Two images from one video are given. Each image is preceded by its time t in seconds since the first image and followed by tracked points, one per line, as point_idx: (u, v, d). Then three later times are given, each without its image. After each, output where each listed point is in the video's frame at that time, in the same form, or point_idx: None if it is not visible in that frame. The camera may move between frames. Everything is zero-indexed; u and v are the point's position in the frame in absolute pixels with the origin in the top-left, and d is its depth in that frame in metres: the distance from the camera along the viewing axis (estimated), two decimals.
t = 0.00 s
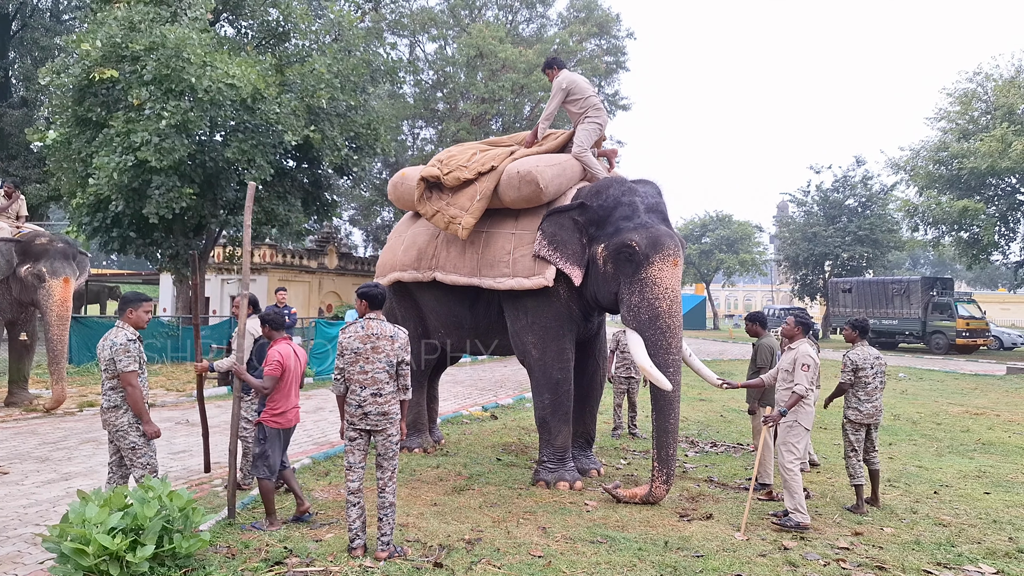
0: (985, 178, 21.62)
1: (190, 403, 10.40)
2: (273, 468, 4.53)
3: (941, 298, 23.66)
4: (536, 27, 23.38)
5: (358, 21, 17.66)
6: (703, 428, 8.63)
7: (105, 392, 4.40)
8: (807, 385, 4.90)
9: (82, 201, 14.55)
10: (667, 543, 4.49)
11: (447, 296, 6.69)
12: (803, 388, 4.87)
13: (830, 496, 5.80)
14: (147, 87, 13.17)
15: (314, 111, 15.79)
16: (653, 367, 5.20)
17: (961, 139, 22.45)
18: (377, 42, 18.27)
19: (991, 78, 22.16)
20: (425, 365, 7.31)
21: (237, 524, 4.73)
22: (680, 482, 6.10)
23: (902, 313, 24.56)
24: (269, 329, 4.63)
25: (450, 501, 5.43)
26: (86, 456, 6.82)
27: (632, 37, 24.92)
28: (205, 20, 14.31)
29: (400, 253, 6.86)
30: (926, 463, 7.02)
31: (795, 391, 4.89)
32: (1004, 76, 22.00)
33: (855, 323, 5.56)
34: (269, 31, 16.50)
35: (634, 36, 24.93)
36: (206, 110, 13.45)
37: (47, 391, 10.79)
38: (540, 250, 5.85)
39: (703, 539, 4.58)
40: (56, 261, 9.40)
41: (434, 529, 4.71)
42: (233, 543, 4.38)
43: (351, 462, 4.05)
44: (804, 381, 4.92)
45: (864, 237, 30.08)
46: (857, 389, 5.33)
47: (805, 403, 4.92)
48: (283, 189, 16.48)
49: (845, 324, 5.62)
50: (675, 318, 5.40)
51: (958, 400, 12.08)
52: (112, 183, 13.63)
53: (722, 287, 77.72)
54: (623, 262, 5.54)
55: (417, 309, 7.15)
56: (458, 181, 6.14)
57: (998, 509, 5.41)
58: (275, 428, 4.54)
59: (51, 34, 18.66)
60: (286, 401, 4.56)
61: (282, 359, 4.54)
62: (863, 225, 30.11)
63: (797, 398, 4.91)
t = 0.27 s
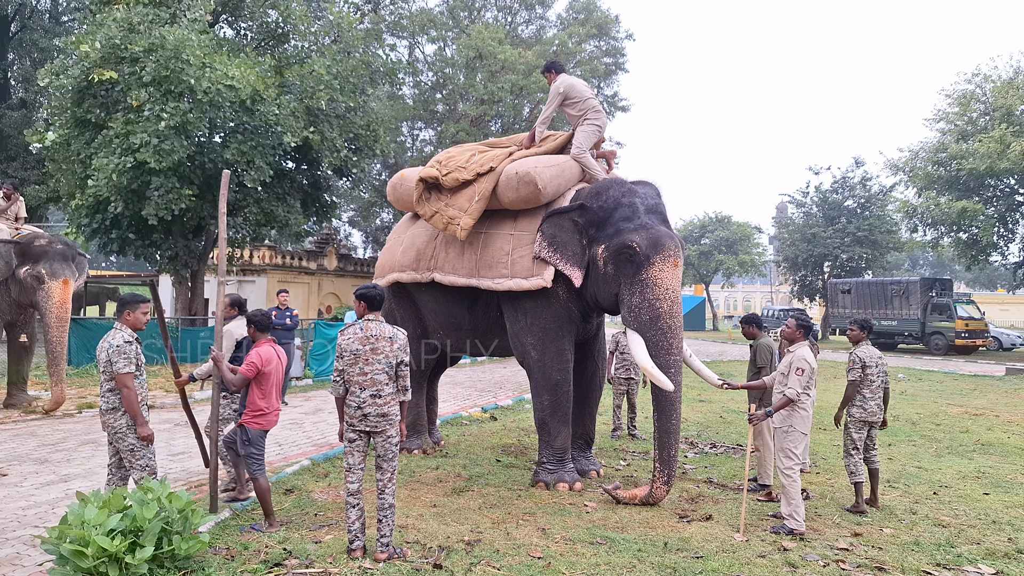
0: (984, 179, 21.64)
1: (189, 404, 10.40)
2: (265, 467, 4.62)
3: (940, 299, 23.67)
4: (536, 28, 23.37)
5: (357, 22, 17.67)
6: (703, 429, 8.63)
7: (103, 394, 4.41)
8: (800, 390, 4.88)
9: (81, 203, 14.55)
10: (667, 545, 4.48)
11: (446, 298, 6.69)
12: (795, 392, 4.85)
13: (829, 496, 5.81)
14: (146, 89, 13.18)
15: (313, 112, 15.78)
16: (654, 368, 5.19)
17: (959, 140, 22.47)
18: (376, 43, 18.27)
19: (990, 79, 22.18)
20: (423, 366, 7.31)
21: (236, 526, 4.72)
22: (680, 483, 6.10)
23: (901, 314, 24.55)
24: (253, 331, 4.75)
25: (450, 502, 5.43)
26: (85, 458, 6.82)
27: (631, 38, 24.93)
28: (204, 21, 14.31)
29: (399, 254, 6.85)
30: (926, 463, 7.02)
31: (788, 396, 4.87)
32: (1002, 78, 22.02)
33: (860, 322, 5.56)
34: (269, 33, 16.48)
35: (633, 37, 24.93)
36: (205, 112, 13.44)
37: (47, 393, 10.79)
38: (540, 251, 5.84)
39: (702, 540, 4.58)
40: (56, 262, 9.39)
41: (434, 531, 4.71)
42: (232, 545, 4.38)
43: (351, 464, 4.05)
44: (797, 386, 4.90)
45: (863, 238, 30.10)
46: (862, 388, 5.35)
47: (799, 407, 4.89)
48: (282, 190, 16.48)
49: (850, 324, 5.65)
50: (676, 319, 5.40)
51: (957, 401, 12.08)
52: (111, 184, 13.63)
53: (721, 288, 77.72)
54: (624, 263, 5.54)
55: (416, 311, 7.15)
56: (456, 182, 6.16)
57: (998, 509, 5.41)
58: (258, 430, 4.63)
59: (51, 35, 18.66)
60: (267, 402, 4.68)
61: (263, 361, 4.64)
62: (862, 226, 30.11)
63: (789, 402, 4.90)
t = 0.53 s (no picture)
0: (983, 181, 21.65)
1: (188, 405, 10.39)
2: (249, 467, 4.68)
3: (939, 301, 23.68)
4: (536, 29, 23.36)
5: (357, 23, 17.67)
6: (702, 430, 8.62)
7: (103, 395, 4.42)
8: (793, 395, 4.89)
9: (80, 203, 14.53)
10: (665, 546, 4.48)
11: (445, 299, 6.69)
12: (787, 397, 4.86)
13: (828, 498, 5.80)
14: (146, 89, 13.19)
15: (313, 113, 15.77)
16: (655, 369, 5.19)
17: (959, 142, 22.48)
18: (376, 44, 18.27)
19: (989, 81, 22.20)
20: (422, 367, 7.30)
21: (234, 527, 4.72)
22: (679, 484, 6.10)
23: (900, 316, 24.54)
24: (224, 337, 4.80)
25: (448, 503, 5.42)
26: (83, 458, 6.81)
27: (631, 40, 24.94)
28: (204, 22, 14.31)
29: (397, 254, 6.85)
30: (925, 465, 7.03)
31: (779, 401, 4.88)
32: (1001, 80, 22.03)
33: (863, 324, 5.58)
34: (268, 33, 16.45)
35: (633, 38, 24.94)
36: (204, 112, 13.43)
37: (45, 394, 10.78)
38: (539, 252, 5.84)
39: (700, 542, 4.58)
40: (55, 263, 9.39)
41: (432, 532, 4.70)
42: (230, 546, 4.37)
43: (349, 465, 4.04)
44: (790, 391, 4.89)
45: (862, 240, 30.11)
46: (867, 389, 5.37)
47: (793, 411, 4.88)
48: (282, 191, 16.47)
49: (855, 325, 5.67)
50: (676, 320, 5.40)
51: (956, 403, 12.07)
52: (110, 184, 13.62)
53: (720, 290, 77.74)
54: (624, 265, 5.55)
55: (415, 311, 7.15)
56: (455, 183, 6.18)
57: (997, 512, 5.40)
58: (234, 431, 4.67)
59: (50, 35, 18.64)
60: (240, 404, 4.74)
61: (239, 365, 4.75)
62: (862, 228, 30.11)
63: (782, 407, 4.90)
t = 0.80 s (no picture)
0: (982, 182, 21.68)
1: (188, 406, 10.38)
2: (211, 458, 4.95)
3: (938, 302, 23.71)
4: (535, 31, 23.37)
5: (356, 25, 17.68)
6: (701, 431, 8.62)
7: (104, 396, 4.41)
8: (789, 398, 4.89)
9: (79, 205, 14.52)
10: (665, 547, 4.48)
11: (444, 300, 6.69)
12: (783, 401, 4.86)
13: (828, 499, 5.80)
14: (145, 91, 13.19)
15: (313, 115, 15.78)
16: (655, 370, 5.19)
17: (957, 143, 22.51)
18: (375, 46, 18.27)
19: (987, 82, 22.21)
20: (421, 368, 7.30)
21: (233, 528, 4.72)
22: (678, 485, 6.10)
23: (899, 317, 24.55)
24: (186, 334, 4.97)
25: (448, 505, 5.42)
26: (83, 460, 6.80)
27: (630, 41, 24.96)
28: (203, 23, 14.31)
29: (397, 255, 6.86)
30: (924, 466, 7.03)
31: (775, 403, 4.88)
32: (1000, 81, 22.05)
33: (866, 325, 5.64)
34: (267, 35, 16.43)
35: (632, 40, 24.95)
36: (204, 114, 13.41)
37: (44, 395, 10.78)
38: (539, 253, 5.85)
39: (700, 543, 4.58)
40: (54, 264, 9.38)
41: (432, 533, 4.70)
42: (230, 547, 4.37)
43: (348, 467, 4.04)
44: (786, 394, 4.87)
45: (861, 241, 30.13)
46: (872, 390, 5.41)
47: (790, 413, 4.88)
48: (281, 193, 16.47)
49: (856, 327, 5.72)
50: (675, 321, 5.40)
51: (955, 404, 12.08)
52: (109, 186, 13.62)
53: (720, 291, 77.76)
54: (623, 266, 5.55)
55: (414, 312, 7.15)
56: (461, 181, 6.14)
57: (996, 512, 5.40)
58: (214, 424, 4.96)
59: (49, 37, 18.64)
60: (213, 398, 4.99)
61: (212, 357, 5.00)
62: (861, 229, 30.12)
63: (778, 409, 4.89)
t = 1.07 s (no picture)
0: (980, 183, 21.71)
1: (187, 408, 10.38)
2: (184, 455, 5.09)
3: (937, 303, 23.73)
4: (534, 33, 23.39)
5: (355, 27, 17.70)
6: (701, 432, 8.62)
7: (106, 398, 4.42)
8: (787, 399, 4.87)
9: (78, 207, 14.52)
10: (664, 548, 4.48)
11: (443, 301, 6.69)
12: (781, 402, 4.83)
13: (827, 500, 5.79)
14: (144, 93, 13.21)
15: (312, 117, 15.79)
16: (655, 371, 5.20)
17: (956, 144, 22.55)
18: (373, 48, 18.28)
19: (985, 83, 22.23)
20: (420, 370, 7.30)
21: (233, 530, 4.72)
22: (678, 486, 6.10)
23: (898, 317, 24.56)
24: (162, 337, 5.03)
25: (447, 506, 5.42)
26: (81, 463, 6.79)
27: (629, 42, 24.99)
28: (202, 26, 14.33)
29: (395, 256, 6.87)
30: (923, 467, 7.03)
31: (773, 404, 4.86)
32: (998, 82, 22.07)
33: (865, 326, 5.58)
34: (266, 37, 16.39)
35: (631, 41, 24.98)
36: (203, 116, 13.40)
37: (43, 398, 10.77)
38: (538, 255, 5.85)
39: (699, 544, 4.58)
40: (54, 267, 9.37)
41: (431, 535, 4.70)
42: (229, 549, 4.36)
43: (347, 469, 4.03)
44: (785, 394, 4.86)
45: (860, 241, 30.17)
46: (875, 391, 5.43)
47: (788, 415, 4.85)
48: (281, 194, 16.47)
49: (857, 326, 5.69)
50: (675, 322, 5.40)
51: (955, 404, 12.09)
52: (108, 188, 13.62)
53: (719, 292, 77.81)
54: (623, 267, 5.55)
55: (413, 314, 7.15)
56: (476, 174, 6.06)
57: (996, 513, 5.40)
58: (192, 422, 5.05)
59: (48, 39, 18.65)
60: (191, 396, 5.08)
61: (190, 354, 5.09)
62: (860, 230, 30.15)
63: (776, 411, 4.87)
